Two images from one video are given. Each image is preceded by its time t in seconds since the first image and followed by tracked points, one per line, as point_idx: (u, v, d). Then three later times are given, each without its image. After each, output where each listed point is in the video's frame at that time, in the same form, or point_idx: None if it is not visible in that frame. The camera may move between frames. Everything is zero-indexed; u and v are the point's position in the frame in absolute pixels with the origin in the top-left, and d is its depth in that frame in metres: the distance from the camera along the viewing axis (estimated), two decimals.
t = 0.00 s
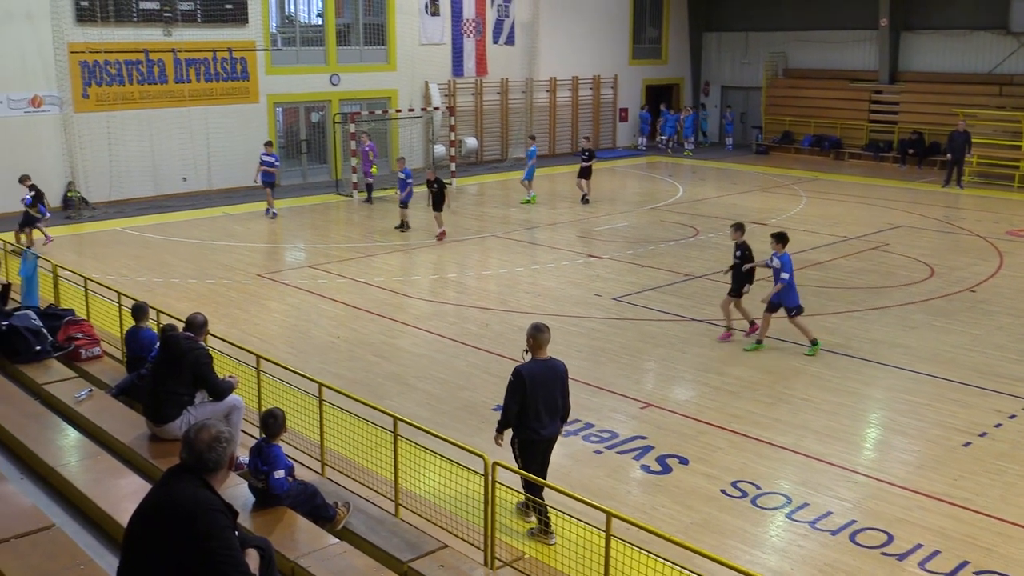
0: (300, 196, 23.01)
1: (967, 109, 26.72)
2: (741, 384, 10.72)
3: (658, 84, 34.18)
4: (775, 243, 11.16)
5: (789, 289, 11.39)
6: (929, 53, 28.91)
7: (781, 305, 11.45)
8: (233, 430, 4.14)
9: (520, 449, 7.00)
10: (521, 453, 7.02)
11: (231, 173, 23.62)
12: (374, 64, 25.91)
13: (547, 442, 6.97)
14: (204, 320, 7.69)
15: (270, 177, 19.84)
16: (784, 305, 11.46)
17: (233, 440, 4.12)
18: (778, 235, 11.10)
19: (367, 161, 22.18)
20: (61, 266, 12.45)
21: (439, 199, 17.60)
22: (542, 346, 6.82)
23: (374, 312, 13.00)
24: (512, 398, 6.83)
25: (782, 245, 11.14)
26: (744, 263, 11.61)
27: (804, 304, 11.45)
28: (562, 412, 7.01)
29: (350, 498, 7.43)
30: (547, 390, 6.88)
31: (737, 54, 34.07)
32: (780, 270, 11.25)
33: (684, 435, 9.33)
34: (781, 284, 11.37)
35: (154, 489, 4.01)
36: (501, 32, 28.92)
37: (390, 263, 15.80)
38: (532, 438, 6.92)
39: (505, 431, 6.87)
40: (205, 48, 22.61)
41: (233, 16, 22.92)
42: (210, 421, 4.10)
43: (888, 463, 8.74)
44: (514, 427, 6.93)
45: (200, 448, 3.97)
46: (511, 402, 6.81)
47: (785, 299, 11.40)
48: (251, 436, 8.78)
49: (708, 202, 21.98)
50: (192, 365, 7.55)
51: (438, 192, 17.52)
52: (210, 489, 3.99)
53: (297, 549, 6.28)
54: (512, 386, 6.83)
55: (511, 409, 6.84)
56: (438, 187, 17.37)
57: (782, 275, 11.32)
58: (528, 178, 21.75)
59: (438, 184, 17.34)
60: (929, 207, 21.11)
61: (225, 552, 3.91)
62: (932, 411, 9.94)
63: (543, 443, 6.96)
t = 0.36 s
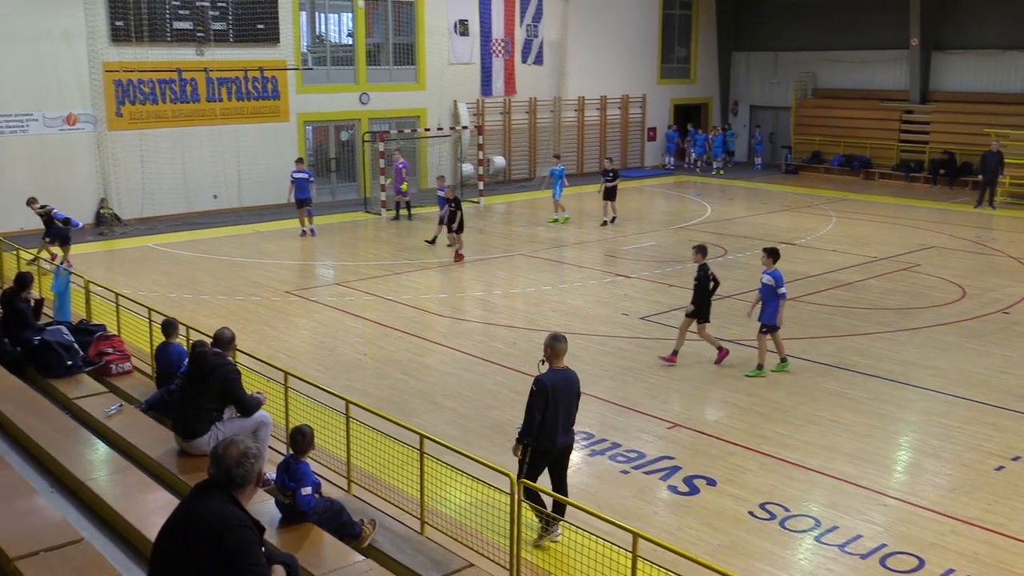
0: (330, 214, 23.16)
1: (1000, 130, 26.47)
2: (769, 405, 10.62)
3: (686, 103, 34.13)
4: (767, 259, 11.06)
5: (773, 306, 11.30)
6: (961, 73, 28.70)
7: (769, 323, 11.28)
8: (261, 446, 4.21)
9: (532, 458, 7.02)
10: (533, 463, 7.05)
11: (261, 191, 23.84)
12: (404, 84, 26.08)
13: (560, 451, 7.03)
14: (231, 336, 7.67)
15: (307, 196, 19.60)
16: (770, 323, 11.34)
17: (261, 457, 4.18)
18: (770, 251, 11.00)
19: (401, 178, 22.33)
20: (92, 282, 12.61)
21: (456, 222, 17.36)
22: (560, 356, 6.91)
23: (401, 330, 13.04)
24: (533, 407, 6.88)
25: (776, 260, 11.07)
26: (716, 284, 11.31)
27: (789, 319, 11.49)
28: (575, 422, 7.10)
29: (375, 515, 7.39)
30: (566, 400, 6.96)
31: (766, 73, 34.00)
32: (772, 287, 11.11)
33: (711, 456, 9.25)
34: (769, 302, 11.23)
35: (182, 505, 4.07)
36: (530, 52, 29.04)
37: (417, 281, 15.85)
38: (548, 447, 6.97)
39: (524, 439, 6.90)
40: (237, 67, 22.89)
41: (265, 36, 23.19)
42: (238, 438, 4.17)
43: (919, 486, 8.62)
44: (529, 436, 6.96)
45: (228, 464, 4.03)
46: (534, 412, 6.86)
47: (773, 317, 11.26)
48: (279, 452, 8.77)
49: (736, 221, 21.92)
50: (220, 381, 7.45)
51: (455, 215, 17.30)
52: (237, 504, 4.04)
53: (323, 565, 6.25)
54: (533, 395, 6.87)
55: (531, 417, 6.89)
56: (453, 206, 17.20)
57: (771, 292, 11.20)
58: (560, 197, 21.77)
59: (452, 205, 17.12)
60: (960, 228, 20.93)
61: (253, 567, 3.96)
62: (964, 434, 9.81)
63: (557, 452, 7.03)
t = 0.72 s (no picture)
0: (354, 223, 23.26)
1: None
2: (794, 417, 10.54)
3: (711, 113, 34.04)
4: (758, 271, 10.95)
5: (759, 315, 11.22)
6: (990, 83, 28.46)
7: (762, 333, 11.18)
8: (286, 453, 4.22)
9: (538, 462, 7.03)
10: (540, 467, 7.05)
11: (286, 199, 23.99)
12: (429, 93, 26.19)
13: (567, 455, 7.02)
14: (255, 341, 7.36)
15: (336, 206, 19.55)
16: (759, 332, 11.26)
17: (285, 463, 4.20)
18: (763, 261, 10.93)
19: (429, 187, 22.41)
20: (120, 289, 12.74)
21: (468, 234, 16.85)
22: (563, 362, 6.91)
23: (425, 338, 13.07)
24: (536, 412, 6.89)
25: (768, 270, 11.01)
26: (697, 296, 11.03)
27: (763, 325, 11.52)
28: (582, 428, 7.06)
29: (398, 524, 7.38)
30: (570, 406, 6.93)
31: (792, 83, 33.87)
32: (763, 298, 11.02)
33: (735, 467, 9.18)
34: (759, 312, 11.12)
35: (207, 509, 4.11)
36: (555, 62, 29.08)
37: (441, 290, 15.89)
38: (553, 451, 6.97)
39: (526, 443, 6.92)
40: (264, 77, 23.07)
41: (292, 46, 23.35)
42: (263, 444, 4.18)
43: (946, 500, 8.52)
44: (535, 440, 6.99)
45: (253, 471, 4.05)
46: (536, 417, 6.86)
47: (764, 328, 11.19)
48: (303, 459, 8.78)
49: (761, 232, 21.83)
50: (246, 387, 7.44)
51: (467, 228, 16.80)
52: (261, 511, 4.07)
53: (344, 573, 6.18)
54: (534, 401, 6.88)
55: (532, 422, 6.90)
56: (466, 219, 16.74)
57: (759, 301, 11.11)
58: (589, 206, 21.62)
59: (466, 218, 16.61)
60: (989, 239, 20.73)
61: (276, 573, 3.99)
62: (992, 448, 9.69)
63: (563, 457, 7.02)
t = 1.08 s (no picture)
0: (369, 226, 23.34)
1: None
2: (809, 422, 10.50)
3: (726, 116, 33.96)
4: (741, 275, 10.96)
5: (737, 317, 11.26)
6: (1008, 86, 28.29)
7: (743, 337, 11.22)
8: (300, 454, 4.22)
9: (530, 459, 7.06)
10: (531, 463, 7.08)
11: (300, 202, 24.08)
12: (443, 96, 26.23)
13: (558, 452, 7.03)
14: (270, 344, 7.49)
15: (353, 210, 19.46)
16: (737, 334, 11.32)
17: (299, 465, 4.19)
18: (746, 265, 10.94)
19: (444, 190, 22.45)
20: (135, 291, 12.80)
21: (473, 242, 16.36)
22: (550, 360, 6.92)
23: (439, 341, 13.09)
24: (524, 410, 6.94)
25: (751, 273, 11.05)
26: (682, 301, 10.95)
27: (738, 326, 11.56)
28: (573, 425, 7.06)
29: (411, 527, 7.36)
30: (558, 402, 6.95)
31: (807, 86, 33.76)
32: (745, 301, 11.04)
33: (749, 472, 9.14)
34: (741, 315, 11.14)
35: (223, 510, 4.11)
36: (569, 65, 29.08)
37: (454, 293, 15.91)
38: (542, 448, 6.99)
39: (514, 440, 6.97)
40: (279, 80, 23.17)
41: (307, 49, 23.44)
42: (277, 445, 4.17)
43: (962, 505, 8.46)
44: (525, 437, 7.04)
45: (267, 472, 4.06)
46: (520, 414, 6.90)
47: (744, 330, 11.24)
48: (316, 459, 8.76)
49: (776, 235, 21.76)
50: (259, 389, 7.36)
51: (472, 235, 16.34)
52: (275, 513, 4.08)
53: None
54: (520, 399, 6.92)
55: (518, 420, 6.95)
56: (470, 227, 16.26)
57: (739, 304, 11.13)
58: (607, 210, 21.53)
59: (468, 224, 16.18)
60: (1006, 243, 20.60)
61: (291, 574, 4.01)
62: (1009, 454, 9.62)
63: (553, 453, 7.02)
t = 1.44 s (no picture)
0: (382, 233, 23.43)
1: None
2: (822, 431, 10.46)
3: (739, 125, 33.92)
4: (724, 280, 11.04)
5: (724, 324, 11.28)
6: None
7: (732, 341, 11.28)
8: (312, 461, 4.25)
9: (533, 461, 7.18)
10: (534, 467, 7.20)
11: (314, 209, 24.18)
12: (456, 104, 26.30)
13: (560, 455, 7.13)
14: (284, 351, 7.50)
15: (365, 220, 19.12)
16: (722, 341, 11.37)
17: (311, 472, 4.22)
18: (727, 270, 11.03)
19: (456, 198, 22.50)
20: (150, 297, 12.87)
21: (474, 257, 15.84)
22: (552, 365, 7.00)
23: (452, 348, 13.11)
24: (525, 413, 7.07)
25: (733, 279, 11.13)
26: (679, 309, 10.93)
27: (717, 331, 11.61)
28: (574, 429, 7.15)
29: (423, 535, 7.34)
30: (558, 407, 7.03)
31: (822, 94, 33.69)
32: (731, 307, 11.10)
33: (762, 481, 9.11)
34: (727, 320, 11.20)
35: (236, 517, 4.14)
36: (582, 74, 29.13)
37: (468, 300, 15.94)
38: (544, 452, 7.09)
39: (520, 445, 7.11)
40: (294, 88, 23.29)
41: (322, 57, 23.55)
42: (289, 453, 4.20)
43: (977, 515, 8.41)
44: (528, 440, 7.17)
45: (280, 479, 4.08)
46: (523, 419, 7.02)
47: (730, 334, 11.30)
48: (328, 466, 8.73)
49: (790, 243, 21.73)
50: (273, 398, 7.36)
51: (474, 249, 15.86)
52: (287, 519, 4.11)
53: None
54: (519, 403, 7.05)
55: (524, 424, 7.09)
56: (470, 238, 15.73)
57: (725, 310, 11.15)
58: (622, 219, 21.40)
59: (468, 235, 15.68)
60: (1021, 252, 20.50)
61: None
62: None
63: (556, 456, 7.13)
